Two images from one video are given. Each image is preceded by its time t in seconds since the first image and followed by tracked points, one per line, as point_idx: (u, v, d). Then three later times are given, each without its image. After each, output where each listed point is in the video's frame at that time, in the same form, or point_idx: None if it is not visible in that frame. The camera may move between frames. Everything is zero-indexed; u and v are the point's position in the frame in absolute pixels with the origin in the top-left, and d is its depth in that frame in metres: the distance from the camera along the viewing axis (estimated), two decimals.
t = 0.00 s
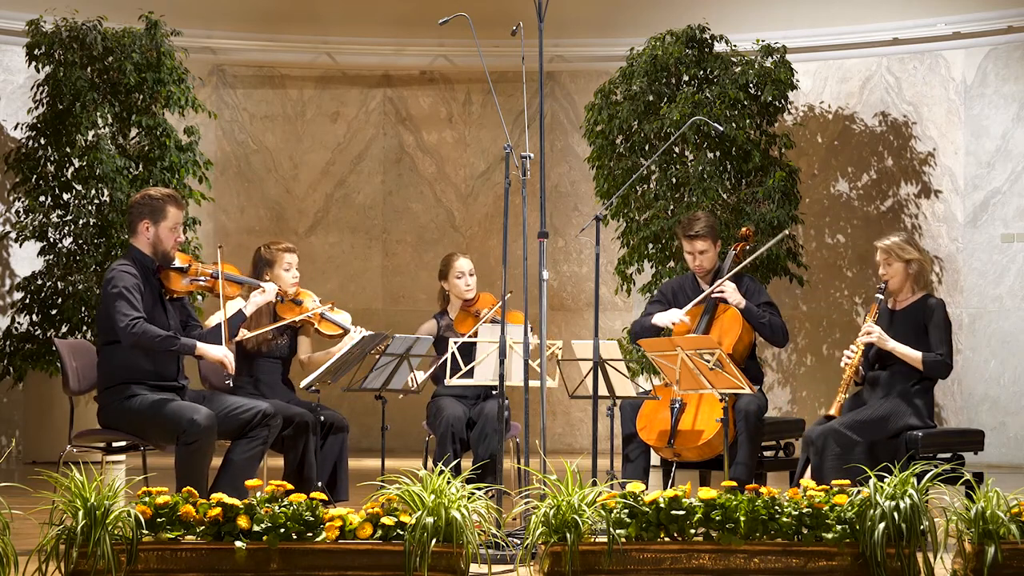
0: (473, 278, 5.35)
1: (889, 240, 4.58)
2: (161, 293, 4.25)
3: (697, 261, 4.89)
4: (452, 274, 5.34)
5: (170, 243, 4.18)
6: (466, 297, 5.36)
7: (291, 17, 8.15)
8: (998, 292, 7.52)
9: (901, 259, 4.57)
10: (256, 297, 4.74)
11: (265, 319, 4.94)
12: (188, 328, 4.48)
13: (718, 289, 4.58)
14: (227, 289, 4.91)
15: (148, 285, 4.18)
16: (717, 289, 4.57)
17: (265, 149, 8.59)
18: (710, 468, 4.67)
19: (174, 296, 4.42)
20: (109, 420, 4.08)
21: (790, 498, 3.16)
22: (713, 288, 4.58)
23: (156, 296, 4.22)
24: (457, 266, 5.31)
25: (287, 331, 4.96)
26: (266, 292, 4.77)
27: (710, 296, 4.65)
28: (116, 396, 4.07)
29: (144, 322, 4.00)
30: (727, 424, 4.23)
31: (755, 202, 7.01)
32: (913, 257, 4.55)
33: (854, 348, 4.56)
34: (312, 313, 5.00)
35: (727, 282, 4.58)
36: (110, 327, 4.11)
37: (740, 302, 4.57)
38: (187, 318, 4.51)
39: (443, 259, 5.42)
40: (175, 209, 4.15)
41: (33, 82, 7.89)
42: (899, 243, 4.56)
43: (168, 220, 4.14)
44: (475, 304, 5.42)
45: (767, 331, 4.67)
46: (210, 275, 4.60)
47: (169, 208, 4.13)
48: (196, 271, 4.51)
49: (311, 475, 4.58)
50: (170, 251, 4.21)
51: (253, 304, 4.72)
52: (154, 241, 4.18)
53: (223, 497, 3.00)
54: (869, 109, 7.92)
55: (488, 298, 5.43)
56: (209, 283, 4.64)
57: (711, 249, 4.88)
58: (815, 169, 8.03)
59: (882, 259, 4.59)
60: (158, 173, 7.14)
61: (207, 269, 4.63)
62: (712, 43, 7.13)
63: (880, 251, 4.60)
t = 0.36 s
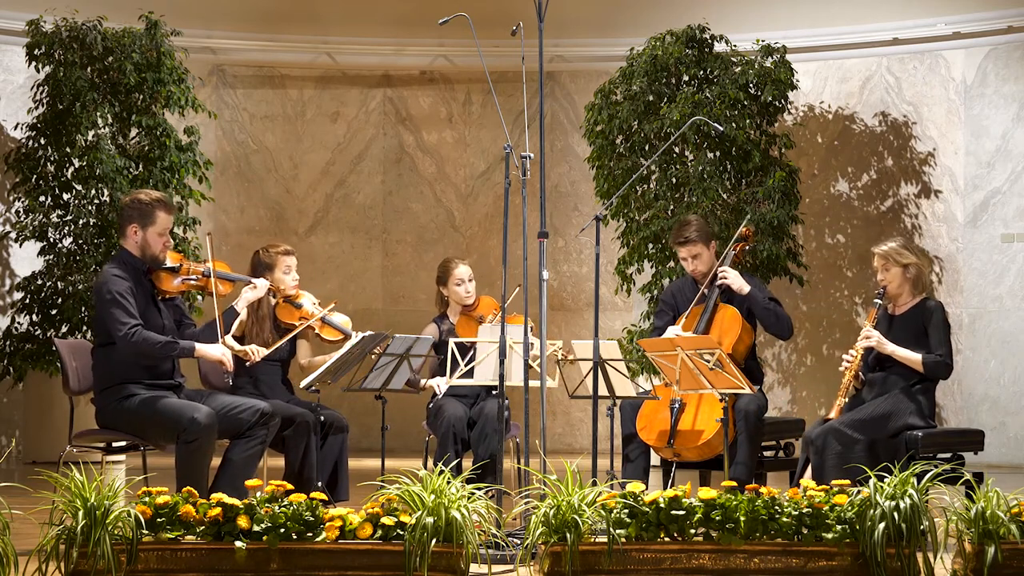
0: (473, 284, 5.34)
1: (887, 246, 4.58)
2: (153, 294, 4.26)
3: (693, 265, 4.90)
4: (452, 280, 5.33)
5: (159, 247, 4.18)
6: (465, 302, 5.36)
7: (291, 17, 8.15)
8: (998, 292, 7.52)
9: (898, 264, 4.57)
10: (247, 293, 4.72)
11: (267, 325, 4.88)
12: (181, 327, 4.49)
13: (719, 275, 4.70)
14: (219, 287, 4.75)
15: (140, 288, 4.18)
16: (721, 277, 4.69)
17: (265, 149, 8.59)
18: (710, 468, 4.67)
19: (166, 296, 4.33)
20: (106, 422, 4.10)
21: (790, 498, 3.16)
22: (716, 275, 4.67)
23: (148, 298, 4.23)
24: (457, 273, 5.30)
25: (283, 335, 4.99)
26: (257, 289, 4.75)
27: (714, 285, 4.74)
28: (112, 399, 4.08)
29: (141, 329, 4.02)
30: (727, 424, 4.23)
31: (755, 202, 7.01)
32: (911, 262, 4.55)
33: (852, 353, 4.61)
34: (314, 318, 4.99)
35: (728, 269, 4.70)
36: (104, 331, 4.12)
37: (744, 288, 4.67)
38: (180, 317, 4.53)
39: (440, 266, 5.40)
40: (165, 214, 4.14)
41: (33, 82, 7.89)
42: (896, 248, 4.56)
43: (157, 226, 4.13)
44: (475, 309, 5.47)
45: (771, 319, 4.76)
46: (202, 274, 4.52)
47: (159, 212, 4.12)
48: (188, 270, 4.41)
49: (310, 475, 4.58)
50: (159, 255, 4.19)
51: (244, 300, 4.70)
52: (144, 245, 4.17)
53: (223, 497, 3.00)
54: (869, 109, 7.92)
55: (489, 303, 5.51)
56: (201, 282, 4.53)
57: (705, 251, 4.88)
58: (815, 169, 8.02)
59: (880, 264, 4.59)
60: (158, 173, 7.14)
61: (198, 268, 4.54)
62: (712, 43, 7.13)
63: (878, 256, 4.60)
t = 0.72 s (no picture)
0: (478, 285, 5.34)
1: (883, 247, 4.57)
2: (147, 295, 4.26)
3: (691, 262, 4.90)
4: (457, 280, 5.33)
5: (153, 250, 4.18)
6: (470, 303, 5.35)
7: (290, 17, 8.15)
8: (998, 292, 7.52)
9: (896, 264, 4.56)
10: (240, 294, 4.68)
11: (266, 325, 4.91)
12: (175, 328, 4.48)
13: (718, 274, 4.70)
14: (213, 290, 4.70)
15: (133, 290, 4.18)
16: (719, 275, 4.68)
17: (265, 149, 8.59)
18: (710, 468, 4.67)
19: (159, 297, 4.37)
20: (101, 422, 4.10)
21: (790, 498, 3.16)
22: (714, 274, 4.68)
23: (142, 300, 4.23)
24: (463, 273, 5.29)
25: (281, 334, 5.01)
26: (250, 290, 4.71)
27: (715, 283, 4.75)
28: (107, 399, 4.09)
29: (136, 332, 4.02)
30: (727, 424, 4.23)
31: (756, 202, 7.01)
32: (908, 260, 4.54)
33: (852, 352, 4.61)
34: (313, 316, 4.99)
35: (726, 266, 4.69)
36: (98, 332, 4.12)
37: (742, 285, 4.67)
38: (175, 318, 4.52)
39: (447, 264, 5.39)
40: (158, 217, 4.14)
41: (33, 82, 7.89)
42: (892, 249, 4.55)
43: (151, 228, 4.13)
44: (478, 311, 5.41)
45: (771, 315, 4.75)
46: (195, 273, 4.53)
47: (153, 215, 4.12)
48: (181, 271, 4.44)
49: (310, 476, 4.58)
50: (153, 256, 4.20)
51: (236, 300, 4.66)
52: (138, 247, 4.17)
53: (223, 497, 3.00)
54: (869, 110, 7.92)
55: (491, 305, 5.42)
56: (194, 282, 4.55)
57: (701, 248, 4.88)
58: (815, 169, 8.02)
59: (877, 265, 4.58)
60: (158, 173, 7.14)
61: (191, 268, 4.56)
62: (712, 43, 7.14)
63: (875, 257, 4.60)
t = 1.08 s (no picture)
0: (487, 286, 5.32)
1: (891, 244, 4.60)
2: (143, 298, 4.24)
3: (694, 255, 4.89)
4: (466, 279, 5.31)
5: (151, 252, 4.18)
6: (477, 303, 5.35)
7: (290, 17, 8.15)
8: (998, 292, 7.52)
9: (902, 263, 4.58)
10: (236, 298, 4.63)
11: (263, 321, 4.95)
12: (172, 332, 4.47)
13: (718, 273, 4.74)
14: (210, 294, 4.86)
15: (127, 292, 4.17)
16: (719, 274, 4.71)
17: (265, 149, 8.60)
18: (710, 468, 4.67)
19: (156, 300, 4.44)
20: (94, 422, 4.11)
21: (790, 498, 3.16)
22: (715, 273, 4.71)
23: (137, 302, 4.22)
24: (473, 273, 5.28)
25: (286, 330, 4.98)
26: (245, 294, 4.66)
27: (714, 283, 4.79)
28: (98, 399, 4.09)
29: (122, 333, 4.00)
30: (727, 424, 4.23)
31: (756, 202, 7.01)
32: (914, 261, 4.56)
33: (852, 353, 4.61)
34: (310, 310, 4.97)
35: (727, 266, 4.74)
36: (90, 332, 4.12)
37: (741, 286, 4.70)
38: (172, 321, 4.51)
39: (458, 262, 5.38)
40: (158, 220, 4.15)
41: (33, 82, 7.89)
42: (899, 247, 4.58)
43: (149, 230, 4.14)
44: (484, 312, 5.41)
45: (770, 318, 4.77)
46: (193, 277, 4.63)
47: (152, 218, 4.13)
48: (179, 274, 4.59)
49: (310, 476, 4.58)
50: (150, 259, 4.20)
51: (233, 304, 4.60)
52: (135, 249, 4.17)
53: (223, 497, 3.00)
54: (869, 110, 7.92)
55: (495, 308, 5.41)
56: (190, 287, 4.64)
57: (708, 244, 4.88)
58: (815, 169, 8.02)
59: (884, 262, 4.60)
60: (158, 173, 7.14)
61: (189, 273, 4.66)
62: (712, 43, 7.14)
63: (882, 254, 4.62)
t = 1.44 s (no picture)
0: (484, 286, 5.32)
1: (908, 241, 4.56)
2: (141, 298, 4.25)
3: (698, 252, 4.88)
4: (464, 280, 5.31)
5: (150, 252, 4.19)
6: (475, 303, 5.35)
7: (290, 17, 8.15)
8: (998, 292, 7.52)
9: (917, 262, 4.55)
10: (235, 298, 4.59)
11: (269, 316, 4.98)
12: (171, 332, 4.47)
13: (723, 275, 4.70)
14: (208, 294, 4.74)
15: (126, 292, 4.17)
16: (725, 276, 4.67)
17: (265, 149, 8.60)
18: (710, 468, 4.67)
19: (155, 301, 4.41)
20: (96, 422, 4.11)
21: (790, 498, 3.16)
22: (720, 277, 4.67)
23: (137, 302, 4.22)
24: (469, 273, 5.28)
25: (292, 326, 4.96)
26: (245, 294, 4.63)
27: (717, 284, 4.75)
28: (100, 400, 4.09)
29: (126, 335, 4.00)
30: (727, 424, 4.23)
31: (755, 202, 7.01)
32: (930, 261, 4.53)
33: (858, 349, 4.57)
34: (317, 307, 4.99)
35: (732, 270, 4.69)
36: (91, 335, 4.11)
37: (745, 292, 4.69)
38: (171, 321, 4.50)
39: (453, 263, 5.39)
40: (157, 220, 4.16)
41: (33, 82, 7.89)
42: (916, 245, 4.55)
43: (149, 231, 4.15)
44: (482, 311, 5.41)
45: (771, 322, 4.78)
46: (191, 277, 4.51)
47: (151, 218, 4.14)
48: (177, 274, 4.46)
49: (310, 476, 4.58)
50: (149, 259, 4.20)
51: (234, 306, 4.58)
52: (134, 250, 4.18)
53: (223, 497, 3.00)
54: (869, 110, 7.92)
55: (495, 306, 5.42)
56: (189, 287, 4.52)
57: (712, 242, 4.87)
58: (815, 169, 8.02)
59: (899, 258, 4.57)
60: (158, 173, 7.15)
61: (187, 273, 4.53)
62: (712, 43, 7.14)
63: (897, 250, 4.58)
